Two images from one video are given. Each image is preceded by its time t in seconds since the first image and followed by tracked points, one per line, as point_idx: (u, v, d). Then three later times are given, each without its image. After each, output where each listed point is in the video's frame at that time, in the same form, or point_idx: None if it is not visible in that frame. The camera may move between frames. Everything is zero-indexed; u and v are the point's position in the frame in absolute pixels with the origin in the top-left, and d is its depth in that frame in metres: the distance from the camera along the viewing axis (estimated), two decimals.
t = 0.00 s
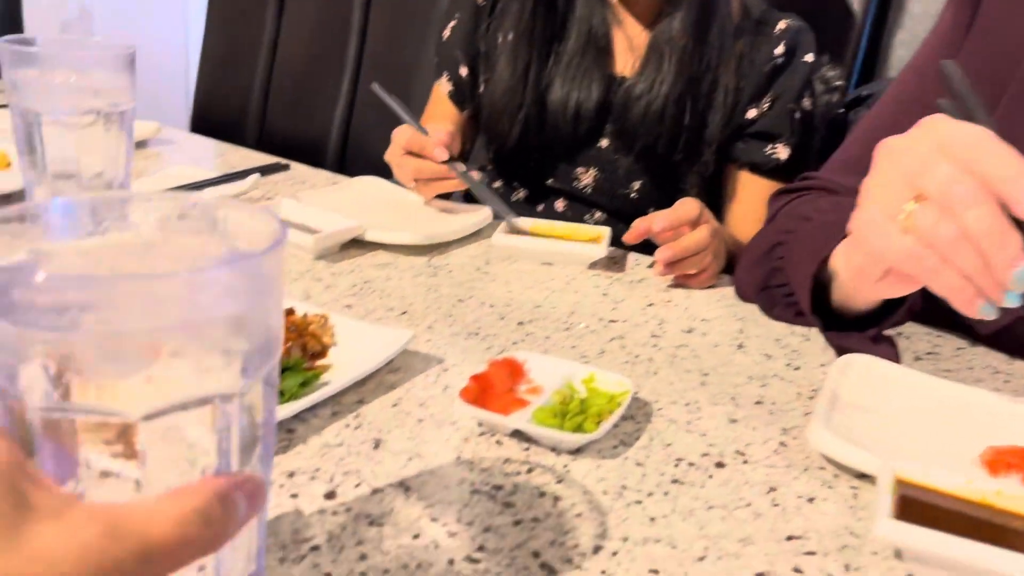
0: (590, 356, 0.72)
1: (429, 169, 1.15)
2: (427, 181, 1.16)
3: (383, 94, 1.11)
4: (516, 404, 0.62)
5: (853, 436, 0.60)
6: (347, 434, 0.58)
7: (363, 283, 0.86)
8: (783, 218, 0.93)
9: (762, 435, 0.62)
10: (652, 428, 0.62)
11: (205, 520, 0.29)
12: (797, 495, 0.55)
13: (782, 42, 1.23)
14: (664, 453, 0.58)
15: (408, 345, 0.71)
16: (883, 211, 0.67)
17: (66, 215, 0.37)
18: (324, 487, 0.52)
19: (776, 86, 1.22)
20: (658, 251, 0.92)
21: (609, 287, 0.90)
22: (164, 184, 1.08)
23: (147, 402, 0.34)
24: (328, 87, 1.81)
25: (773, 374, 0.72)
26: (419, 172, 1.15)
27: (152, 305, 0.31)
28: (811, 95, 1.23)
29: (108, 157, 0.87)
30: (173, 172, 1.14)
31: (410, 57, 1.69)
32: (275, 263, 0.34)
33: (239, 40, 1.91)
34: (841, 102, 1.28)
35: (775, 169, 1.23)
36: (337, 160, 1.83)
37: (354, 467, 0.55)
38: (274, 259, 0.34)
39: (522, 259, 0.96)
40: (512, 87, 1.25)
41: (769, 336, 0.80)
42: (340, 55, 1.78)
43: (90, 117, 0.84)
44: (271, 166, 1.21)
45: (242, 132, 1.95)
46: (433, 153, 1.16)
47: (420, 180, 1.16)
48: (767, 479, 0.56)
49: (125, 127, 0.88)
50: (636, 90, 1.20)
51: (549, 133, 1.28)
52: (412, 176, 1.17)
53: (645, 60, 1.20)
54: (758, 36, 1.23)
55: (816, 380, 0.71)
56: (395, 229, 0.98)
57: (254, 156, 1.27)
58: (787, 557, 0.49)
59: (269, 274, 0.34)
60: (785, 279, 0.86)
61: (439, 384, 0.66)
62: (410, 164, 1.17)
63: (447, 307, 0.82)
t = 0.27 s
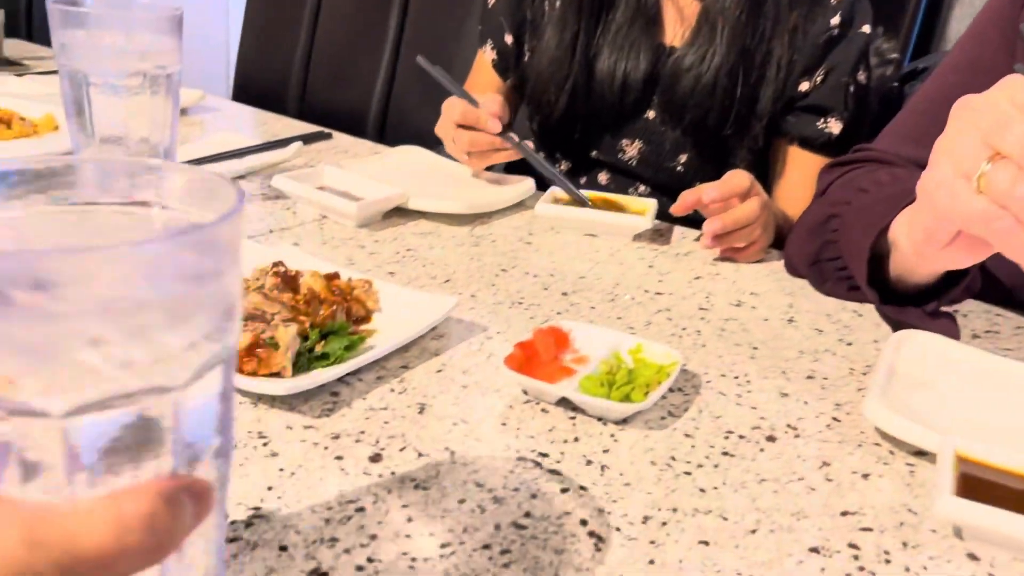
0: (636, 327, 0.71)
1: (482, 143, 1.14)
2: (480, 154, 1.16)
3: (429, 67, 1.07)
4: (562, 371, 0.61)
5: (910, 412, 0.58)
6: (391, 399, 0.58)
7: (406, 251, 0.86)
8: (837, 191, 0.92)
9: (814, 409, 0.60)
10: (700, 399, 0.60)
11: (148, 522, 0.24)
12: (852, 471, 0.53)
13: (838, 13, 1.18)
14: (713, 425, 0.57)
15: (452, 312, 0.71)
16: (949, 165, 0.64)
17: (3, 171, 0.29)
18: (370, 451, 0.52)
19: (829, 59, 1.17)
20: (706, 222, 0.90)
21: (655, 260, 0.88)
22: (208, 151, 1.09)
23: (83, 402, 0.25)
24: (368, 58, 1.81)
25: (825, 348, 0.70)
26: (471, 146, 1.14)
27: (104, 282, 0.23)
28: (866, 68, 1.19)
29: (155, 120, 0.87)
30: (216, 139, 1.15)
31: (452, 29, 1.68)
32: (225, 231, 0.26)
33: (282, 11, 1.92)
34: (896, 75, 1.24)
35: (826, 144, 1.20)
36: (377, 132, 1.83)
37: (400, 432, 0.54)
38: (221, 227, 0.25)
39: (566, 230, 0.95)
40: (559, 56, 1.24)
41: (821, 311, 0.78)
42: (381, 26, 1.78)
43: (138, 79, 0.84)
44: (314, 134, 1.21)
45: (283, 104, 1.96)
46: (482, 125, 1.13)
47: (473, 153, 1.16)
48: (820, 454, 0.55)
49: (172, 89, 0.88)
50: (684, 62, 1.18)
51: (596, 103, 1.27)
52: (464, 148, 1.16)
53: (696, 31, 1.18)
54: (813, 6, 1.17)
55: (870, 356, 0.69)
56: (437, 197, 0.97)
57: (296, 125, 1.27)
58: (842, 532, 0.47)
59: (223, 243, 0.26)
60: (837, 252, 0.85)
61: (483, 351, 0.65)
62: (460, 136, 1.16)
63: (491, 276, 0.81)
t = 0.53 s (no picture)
0: (663, 314, 0.71)
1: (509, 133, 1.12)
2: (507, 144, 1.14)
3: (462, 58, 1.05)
4: (589, 357, 0.61)
5: (939, 402, 0.58)
6: (420, 381, 0.59)
7: (434, 236, 0.86)
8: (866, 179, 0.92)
9: (842, 398, 0.60)
10: (727, 386, 0.61)
11: (61, 564, 0.26)
12: (879, 459, 0.53)
13: None
14: (740, 413, 0.57)
15: (480, 297, 0.71)
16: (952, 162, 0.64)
17: None
18: (399, 433, 0.53)
19: (863, 46, 1.16)
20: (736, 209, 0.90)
21: (683, 247, 0.88)
22: (240, 135, 1.10)
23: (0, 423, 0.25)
24: (397, 42, 1.82)
25: (854, 337, 0.70)
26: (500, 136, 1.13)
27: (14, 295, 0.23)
28: (902, 54, 1.16)
29: (187, 107, 0.90)
30: (247, 124, 1.16)
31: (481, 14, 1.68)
32: (147, 244, 0.27)
33: None
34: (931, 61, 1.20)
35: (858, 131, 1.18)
36: (405, 116, 1.83)
37: (429, 414, 0.55)
38: (141, 239, 0.26)
39: (593, 217, 0.95)
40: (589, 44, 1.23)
41: (850, 300, 0.77)
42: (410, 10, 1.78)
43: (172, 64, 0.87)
44: (343, 119, 1.22)
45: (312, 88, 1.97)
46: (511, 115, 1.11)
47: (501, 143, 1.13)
48: (847, 442, 0.55)
49: (202, 75, 0.91)
50: (716, 49, 1.18)
51: (627, 91, 1.27)
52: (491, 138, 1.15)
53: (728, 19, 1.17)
54: None
55: (899, 345, 0.69)
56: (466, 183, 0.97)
57: (326, 110, 1.28)
58: (868, 520, 0.48)
59: (140, 254, 0.27)
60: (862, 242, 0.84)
61: (511, 336, 0.66)
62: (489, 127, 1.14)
63: (518, 262, 0.81)
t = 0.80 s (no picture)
0: (690, 296, 0.71)
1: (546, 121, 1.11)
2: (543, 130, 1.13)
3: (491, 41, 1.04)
4: (616, 339, 0.61)
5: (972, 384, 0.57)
6: (448, 361, 0.59)
7: (460, 220, 0.86)
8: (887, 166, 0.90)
9: (872, 380, 0.60)
10: (756, 368, 0.60)
11: (40, 555, 0.25)
12: (910, 441, 0.53)
13: None
14: (769, 394, 0.57)
15: (507, 279, 0.71)
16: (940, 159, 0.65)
17: None
18: (428, 411, 0.53)
19: (893, 30, 1.15)
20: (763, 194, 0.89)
21: (708, 231, 0.88)
22: (265, 121, 1.10)
23: None
24: (419, 30, 1.82)
25: (883, 320, 0.69)
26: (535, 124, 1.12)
27: None
28: (932, 38, 1.15)
29: (214, 90, 0.91)
30: (272, 109, 1.16)
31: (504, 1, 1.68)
32: (120, 225, 0.26)
33: None
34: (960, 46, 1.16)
35: (886, 118, 1.17)
36: (427, 103, 1.83)
37: (457, 393, 0.55)
38: (113, 220, 0.25)
39: (618, 201, 0.95)
40: (614, 29, 1.22)
41: (878, 284, 0.76)
42: None
43: (200, 47, 0.87)
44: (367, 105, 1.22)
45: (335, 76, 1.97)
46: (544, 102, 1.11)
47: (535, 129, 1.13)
48: (878, 424, 0.54)
49: (229, 58, 0.91)
50: (742, 36, 1.16)
51: (653, 76, 1.26)
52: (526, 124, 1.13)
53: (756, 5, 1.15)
54: None
55: (929, 329, 0.68)
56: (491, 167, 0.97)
57: (350, 96, 1.28)
58: (899, 501, 0.47)
59: (109, 235, 0.25)
60: (881, 229, 0.83)
61: (537, 318, 0.66)
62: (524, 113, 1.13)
63: (544, 245, 0.81)
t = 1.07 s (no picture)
0: (702, 292, 0.70)
1: (572, 114, 1.07)
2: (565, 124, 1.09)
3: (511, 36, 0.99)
4: (628, 335, 0.61)
5: (989, 382, 0.56)
6: (458, 357, 0.59)
7: (470, 215, 0.86)
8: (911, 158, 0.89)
9: (886, 377, 0.59)
10: (768, 365, 0.60)
11: (18, 560, 0.25)
12: (925, 439, 0.52)
13: None
14: (781, 391, 0.57)
15: (517, 275, 0.71)
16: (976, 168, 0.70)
17: None
18: (438, 408, 0.53)
19: (909, 23, 1.14)
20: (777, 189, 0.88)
21: (721, 227, 0.87)
22: (275, 116, 1.10)
23: None
24: (430, 25, 1.81)
25: (898, 317, 0.69)
26: (558, 118, 1.08)
27: None
28: (947, 32, 1.15)
29: (225, 86, 0.91)
30: (282, 105, 1.16)
31: None
32: (86, 228, 0.26)
33: None
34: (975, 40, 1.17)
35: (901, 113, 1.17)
36: (438, 99, 1.83)
37: (468, 390, 0.55)
38: (80, 220, 0.25)
39: (629, 196, 0.94)
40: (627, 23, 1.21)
41: (892, 280, 0.76)
42: None
43: (211, 44, 0.87)
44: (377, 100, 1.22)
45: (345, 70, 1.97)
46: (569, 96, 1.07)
47: (558, 123, 1.09)
48: (892, 422, 0.54)
49: (239, 54, 0.91)
50: (755, 32, 1.14)
51: (666, 71, 1.25)
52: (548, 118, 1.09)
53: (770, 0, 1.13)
54: None
55: (944, 325, 0.67)
56: (501, 162, 0.97)
57: (360, 91, 1.28)
58: (914, 500, 0.47)
59: (77, 235, 0.25)
60: (901, 224, 0.82)
61: (548, 314, 0.66)
62: (546, 107, 1.09)
63: (554, 241, 0.81)
